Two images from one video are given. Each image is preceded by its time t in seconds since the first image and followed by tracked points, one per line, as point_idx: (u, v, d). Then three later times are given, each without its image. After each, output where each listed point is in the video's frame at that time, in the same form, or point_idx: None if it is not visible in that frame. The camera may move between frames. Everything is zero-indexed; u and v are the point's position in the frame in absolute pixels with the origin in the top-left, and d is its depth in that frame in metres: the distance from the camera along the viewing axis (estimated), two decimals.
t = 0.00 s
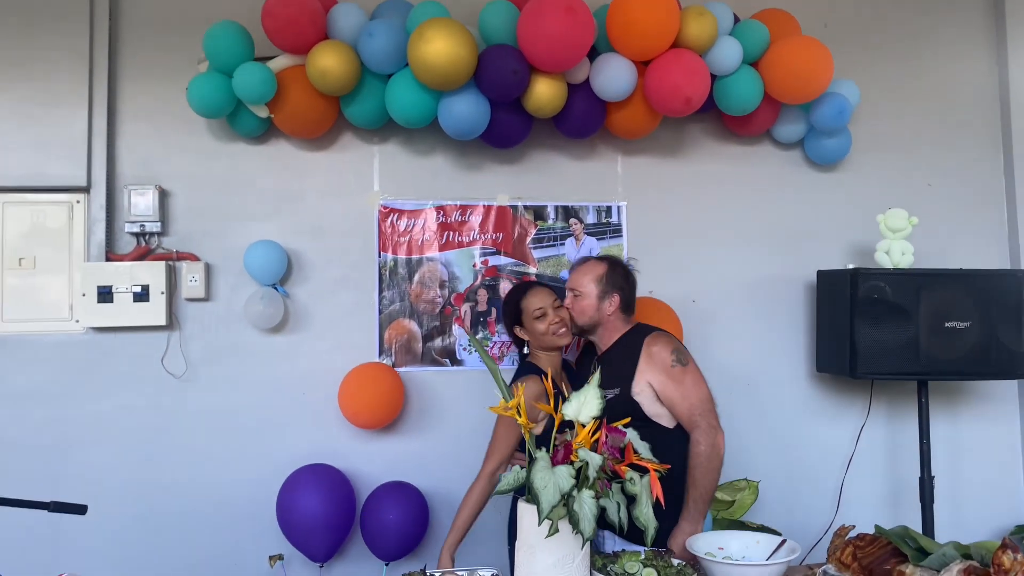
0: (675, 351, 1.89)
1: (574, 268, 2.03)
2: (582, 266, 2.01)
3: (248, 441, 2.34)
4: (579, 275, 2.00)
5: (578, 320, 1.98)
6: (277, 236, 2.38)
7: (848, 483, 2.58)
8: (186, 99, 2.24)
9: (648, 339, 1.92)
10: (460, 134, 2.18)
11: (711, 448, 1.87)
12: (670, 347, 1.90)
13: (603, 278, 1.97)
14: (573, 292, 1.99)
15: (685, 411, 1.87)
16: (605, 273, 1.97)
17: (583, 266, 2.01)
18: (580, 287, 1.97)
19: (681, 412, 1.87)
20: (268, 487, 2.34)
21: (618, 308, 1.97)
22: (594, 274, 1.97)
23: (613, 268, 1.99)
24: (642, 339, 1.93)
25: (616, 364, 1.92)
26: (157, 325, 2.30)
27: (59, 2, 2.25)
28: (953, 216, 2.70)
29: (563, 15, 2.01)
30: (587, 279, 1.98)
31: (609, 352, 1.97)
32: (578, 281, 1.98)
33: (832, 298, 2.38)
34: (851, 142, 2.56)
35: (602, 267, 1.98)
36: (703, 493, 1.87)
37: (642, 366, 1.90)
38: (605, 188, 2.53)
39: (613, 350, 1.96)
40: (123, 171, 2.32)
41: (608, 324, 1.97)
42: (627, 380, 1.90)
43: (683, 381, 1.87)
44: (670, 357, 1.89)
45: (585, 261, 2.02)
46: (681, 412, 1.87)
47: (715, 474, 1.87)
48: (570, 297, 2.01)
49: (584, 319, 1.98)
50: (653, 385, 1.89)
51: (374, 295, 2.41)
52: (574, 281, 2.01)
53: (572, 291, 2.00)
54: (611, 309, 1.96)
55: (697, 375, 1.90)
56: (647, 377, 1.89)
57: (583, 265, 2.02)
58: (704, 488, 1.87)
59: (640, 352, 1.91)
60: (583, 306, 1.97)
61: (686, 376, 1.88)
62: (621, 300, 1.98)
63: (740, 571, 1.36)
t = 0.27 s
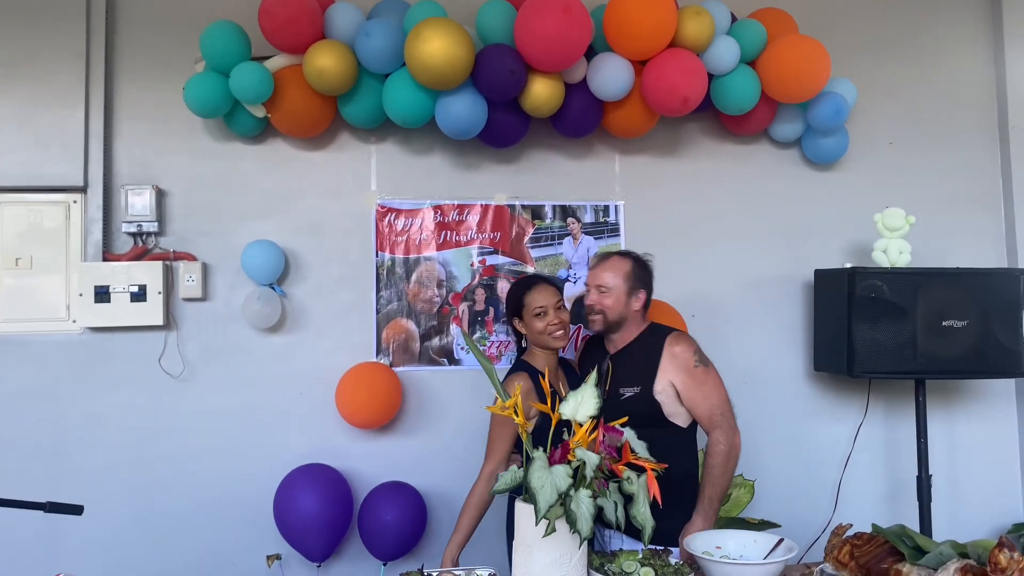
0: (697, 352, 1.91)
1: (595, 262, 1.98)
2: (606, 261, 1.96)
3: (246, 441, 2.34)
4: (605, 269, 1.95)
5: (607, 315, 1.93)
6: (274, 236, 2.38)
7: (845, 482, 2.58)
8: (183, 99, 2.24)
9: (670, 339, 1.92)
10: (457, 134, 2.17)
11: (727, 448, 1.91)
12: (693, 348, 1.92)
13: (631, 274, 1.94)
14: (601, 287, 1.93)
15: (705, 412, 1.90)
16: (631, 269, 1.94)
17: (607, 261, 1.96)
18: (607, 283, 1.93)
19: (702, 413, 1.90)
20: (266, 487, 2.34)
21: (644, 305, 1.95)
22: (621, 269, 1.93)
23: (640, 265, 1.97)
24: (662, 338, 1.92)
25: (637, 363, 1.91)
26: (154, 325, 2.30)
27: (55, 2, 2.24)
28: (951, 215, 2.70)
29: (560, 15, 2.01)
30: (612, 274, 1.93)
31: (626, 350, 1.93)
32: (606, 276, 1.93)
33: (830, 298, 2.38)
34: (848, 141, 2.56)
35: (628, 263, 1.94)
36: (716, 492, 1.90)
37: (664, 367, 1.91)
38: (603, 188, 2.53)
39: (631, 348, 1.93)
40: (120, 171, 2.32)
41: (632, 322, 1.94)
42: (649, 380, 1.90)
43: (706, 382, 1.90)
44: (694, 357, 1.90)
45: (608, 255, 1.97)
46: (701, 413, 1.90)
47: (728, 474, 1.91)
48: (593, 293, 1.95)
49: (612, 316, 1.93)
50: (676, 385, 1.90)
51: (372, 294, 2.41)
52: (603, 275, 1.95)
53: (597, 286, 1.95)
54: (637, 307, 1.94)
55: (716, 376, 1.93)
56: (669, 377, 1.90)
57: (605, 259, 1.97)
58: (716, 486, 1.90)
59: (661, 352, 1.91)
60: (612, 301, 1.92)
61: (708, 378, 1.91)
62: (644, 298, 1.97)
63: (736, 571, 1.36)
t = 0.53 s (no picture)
0: (704, 354, 1.92)
1: (626, 262, 1.91)
2: (640, 264, 1.90)
3: (241, 443, 2.33)
4: (640, 273, 1.89)
5: (638, 319, 1.89)
6: (270, 237, 2.37)
7: (842, 483, 2.58)
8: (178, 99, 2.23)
9: (678, 340, 1.92)
10: (453, 134, 2.17)
11: (728, 452, 1.91)
12: (700, 350, 1.92)
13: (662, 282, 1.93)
14: (636, 291, 1.88)
15: (708, 415, 1.91)
16: (659, 276, 1.91)
17: (640, 264, 1.90)
18: (640, 287, 1.88)
19: (705, 416, 1.90)
20: (261, 489, 2.33)
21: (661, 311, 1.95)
22: (654, 275, 1.90)
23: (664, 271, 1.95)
24: (672, 339, 1.92)
25: (645, 361, 1.89)
26: (149, 327, 2.29)
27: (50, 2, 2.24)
28: (947, 215, 2.70)
29: (557, 16, 2.01)
30: (642, 277, 1.89)
31: (632, 351, 1.92)
32: (641, 281, 1.88)
33: (826, 299, 2.38)
34: (844, 142, 2.56)
35: (659, 270, 1.91)
36: (715, 496, 1.90)
37: (672, 366, 1.90)
38: (599, 188, 2.52)
39: (635, 347, 1.93)
40: (115, 172, 2.31)
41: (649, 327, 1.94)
42: (657, 379, 1.89)
43: (711, 385, 1.91)
44: (701, 359, 1.91)
45: (641, 257, 1.91)
46: (704, 415, 1.91)
47: (728, 478, 1.91)
48: (625, 294, 1.89)
49: (641, 320, 1.90)
50: (683, 385, 1.90)
51: (368, 295, 2.40)
52: (638, 277, 1.89)
53: (631, 287, 1.89)
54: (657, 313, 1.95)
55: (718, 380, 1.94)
56: (677, 377, 1.90)
57: (633, 258, 1.91)
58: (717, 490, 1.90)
59: (670, 352, 1.90)
60: (645, 307, 1.89)
61: (713, 382, 1.91)
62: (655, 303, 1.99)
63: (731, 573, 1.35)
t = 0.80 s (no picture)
0: (689, 353, 1.88)
1: (604, 269, 1.87)
2: (619, 269, 1.87)
3: (238, 445, 2.33)
4: (620, 279, 1.86)
5: (623, 325, 1.87)
6: (266, 239, 2.37)
7: (839, 485, 2.58)
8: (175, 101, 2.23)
9: (662, 340, 1.88)
10: (450, 136, 2.17)
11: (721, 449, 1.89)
12: (684, 349, 1.88)
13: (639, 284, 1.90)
14: (618, 298, 1.85)
15: (697, 415, 1.87)
16: (639, 279, 1.88)
17: (618, 269, 1.87)
18: (623, 293, 1.85)
19: (694, 415, 1.86)
20: (258, 491, 2.33)
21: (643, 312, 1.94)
22: (634, 279, 1.87)
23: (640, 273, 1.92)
24: (656, 340, 1.88)
25: (631, 362, 1.86)
26: (146, 328, 2.29)
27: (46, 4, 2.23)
28: (944, 217, 2.70)
29: (554, 18, 2.01)
30: (622, 283, 1.86)
31: (619, 352, 1.90)
32: (622, 287, 1.85)
33: (824, 301, 2.38)
34: (842, 144, 2.56)
35: (637, 272, 1.88)
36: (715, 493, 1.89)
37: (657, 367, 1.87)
38: (596, 190, 2.52)
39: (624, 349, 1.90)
40: (111, 173, 2.30)
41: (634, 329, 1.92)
42: (644, 379, 1.85)
43: (697, 383, 1.87)
44: (686, 358, 1.87)
45: (619, 262, 1.88)
46: (694, 415, 1.87)
47: (724, 475, 1.90)
48: (608, 302, 1.86)
49: (626, 325, 1.88)
50: (670, 385, 1.87)
51: (365, 297, 2.40)
52: (618, 283, 1.86)
53: (612, 295, 1.86)
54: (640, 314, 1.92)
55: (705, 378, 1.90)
56: (664, 378, 1.87)
57: (610, 263, 1.88)
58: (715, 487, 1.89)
59: (655, 352, 1.87)
60: (629, 312, 1.86)
61: (699, 380, 1.87)
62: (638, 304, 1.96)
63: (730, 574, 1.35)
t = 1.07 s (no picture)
0: (672, 350, 1.87)
1: (581, 273, 1.84)
2: (596, 272, 1.84)
3: (233, 447, 2.32)
4: (598, 282, 1.83)
5: (603, 327, 1.84)
6: (262, 240, 2.36)
7: (835, 487, 2.58)
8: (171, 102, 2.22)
9: (644, 341, 1.88)
10: (446, 138, 2.17)
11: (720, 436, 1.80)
12: (667, 348, 1.88)
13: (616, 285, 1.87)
14: (597, 301, 1.82)
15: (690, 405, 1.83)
16: (615, 279, 1.86)
17: (595, 272, 1.84)
18: (601, 296, 1.82)
19: (686, 406, 1.82)
20: (254, 493, 2.32)
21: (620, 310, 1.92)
22: (611, 281, 1.84)
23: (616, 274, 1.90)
24: (638, 341, 1.87)
25: (616, 365, 1.85)
26: (141, 330, 2.28)
27: (41, 5, 2.23)
28: (940, 220, 2.71)
29: (550, 20, 2.01)
30: (602, 287, 1.83)
31: (605, 354, 1.88)
32: (600, 290, 1.82)
33: (820, 303, 2.38)
34: (838, 146, 2.56)
35: (614, 273, 1.86)
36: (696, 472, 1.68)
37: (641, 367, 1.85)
38: (592, 192, 2.52)
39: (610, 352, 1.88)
40: (107, 175, 2.30)
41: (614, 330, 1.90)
42: (629, 379, 1.84)
43: (685, 377, 1.83)
44: (669, 355, 1.87)
45: (595, 265, 1.85)
46: (685, 407, 1.83)
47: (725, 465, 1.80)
48: (587, 307, 1.82)
49: (606, 327, 1.85)
50: (656, 384, 1.85)
51: (361, 299, 2.40)
52: (595, 286, 1.83)
53: (590, 299, 1.83)
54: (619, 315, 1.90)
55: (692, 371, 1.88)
56: (649, 377, 1.85)
57: (586, 269, 1.85)
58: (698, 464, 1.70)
59: (638, 353, 1.86)
60: (608, 313, 1.84)
61: (686, 373, 1.85)
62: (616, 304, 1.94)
63: None
